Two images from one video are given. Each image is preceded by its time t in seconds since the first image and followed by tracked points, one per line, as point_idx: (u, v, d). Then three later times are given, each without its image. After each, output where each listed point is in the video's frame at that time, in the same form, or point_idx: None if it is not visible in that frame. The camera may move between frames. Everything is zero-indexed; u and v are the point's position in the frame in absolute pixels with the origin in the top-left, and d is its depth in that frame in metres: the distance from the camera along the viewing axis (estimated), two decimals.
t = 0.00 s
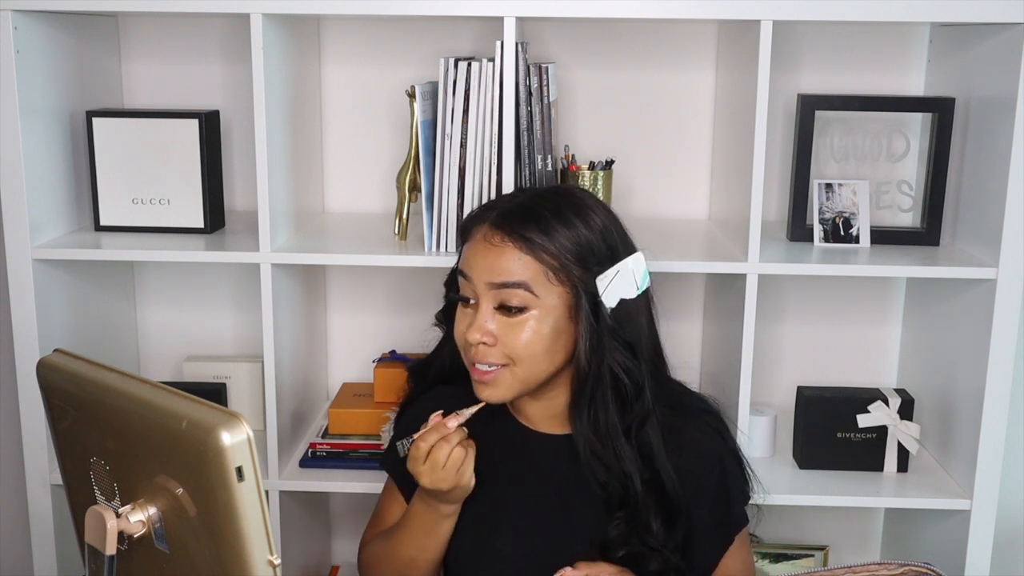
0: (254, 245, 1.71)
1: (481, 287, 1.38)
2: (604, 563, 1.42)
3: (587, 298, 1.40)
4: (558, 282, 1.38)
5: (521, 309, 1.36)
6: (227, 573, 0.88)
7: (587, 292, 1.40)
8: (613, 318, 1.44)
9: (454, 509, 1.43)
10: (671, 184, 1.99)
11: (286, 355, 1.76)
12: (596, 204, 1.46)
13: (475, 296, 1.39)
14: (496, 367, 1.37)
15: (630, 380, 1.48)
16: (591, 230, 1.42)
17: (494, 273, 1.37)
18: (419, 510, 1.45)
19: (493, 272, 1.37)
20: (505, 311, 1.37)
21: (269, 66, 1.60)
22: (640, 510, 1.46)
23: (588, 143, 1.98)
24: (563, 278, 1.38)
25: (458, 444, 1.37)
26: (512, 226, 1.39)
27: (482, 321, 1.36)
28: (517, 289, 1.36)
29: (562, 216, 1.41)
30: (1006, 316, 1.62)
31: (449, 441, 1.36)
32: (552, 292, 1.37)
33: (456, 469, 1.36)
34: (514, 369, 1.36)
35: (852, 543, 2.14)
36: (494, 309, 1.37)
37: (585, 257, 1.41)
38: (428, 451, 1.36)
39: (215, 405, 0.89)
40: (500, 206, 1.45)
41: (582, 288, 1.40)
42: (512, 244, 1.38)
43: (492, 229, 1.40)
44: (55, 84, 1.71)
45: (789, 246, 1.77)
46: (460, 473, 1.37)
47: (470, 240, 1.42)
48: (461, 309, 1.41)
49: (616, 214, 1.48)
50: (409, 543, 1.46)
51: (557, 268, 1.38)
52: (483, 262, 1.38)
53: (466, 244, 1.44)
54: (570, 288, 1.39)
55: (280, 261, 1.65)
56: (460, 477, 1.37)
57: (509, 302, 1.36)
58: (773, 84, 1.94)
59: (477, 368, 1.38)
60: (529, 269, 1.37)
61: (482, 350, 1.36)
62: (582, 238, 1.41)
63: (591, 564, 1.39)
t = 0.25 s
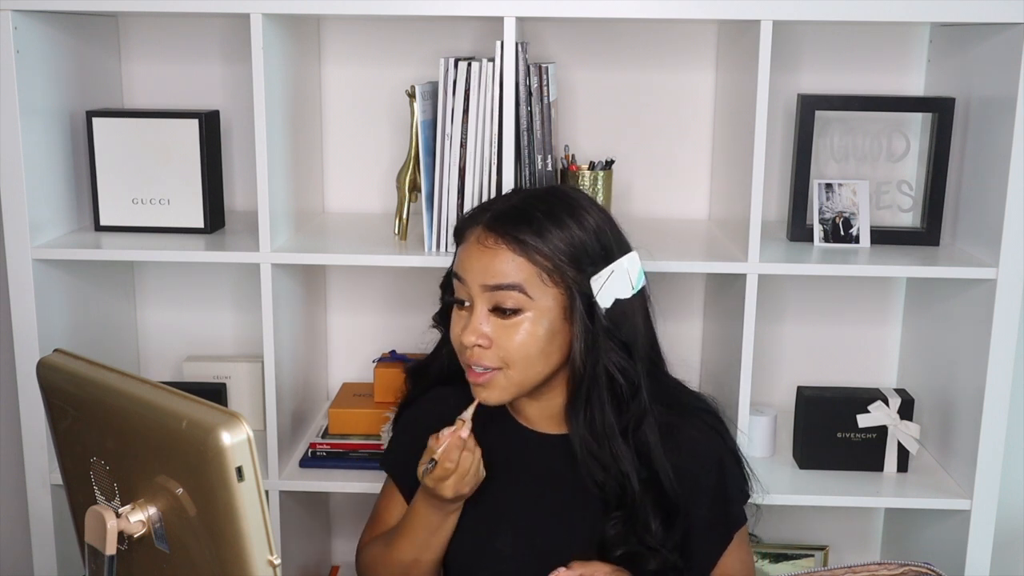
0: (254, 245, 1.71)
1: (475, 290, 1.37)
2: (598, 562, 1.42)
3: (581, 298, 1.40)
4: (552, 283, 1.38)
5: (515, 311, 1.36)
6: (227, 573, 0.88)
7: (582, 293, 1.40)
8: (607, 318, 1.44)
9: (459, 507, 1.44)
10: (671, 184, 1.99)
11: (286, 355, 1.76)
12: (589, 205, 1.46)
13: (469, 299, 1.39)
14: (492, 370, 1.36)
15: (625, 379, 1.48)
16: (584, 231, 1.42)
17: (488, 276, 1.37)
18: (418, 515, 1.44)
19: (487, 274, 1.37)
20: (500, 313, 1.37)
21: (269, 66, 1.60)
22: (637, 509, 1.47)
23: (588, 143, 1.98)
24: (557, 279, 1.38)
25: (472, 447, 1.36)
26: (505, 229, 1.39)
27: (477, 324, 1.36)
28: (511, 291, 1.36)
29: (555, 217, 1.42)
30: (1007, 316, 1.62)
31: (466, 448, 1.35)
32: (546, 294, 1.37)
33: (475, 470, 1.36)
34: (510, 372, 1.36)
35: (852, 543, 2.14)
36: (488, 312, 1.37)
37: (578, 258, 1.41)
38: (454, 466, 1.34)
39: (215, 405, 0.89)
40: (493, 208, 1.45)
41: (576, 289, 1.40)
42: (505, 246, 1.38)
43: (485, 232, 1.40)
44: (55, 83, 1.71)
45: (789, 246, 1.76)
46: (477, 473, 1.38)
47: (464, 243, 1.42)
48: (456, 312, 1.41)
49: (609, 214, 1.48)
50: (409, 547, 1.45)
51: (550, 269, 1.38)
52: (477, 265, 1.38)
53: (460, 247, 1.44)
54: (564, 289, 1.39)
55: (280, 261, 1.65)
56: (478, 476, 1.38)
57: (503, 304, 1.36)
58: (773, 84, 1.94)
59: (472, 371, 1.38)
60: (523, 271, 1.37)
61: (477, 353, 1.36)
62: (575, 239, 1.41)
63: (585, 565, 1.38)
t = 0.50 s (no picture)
0: (254, 245, 1.71)
1: (475, 291, 1.38)
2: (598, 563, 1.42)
3: (581, 298, 1.40)
4: (552, 284, 1.38)
5: (515, 312, 1.37)
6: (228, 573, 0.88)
7: (581, 293, 1.40)
8: (608, 317, 1.44)
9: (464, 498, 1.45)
10: (671, 184, 1.99)
11: (286, 355, 1.76)
12: (588, 204, 1.46)
13: (469, 300, 1.39)
14: (493, 372, 1.37)
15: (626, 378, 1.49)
16: (583, 231, 1.42)
17: (487, 277, 1.37)
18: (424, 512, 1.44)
19: (486, 276, 1.37)
20: (500, 314, 1.37)
21: (269, 66, 1.60)
22: (638, 508, 1.46)
23: (588, 143, 1.98)
24: (557, 280, 1.38)
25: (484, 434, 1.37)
26: (504, 230, 1.39)
27: (477, 325, 1.36)
28: (511, 292, 1.36)
29: (554, 218, 1.41)
30: (1007, 316, 1.62)
31: (480, 434, 1.36)
32: (546, 294, 1.37)
33: (486, 458, 1.38)
34: (511, 373, 1.36)
35: (852, 543, 2.14)
36: (488, 313, 1.37)
37: (577, 258, 1.41)
38: (468, 451, 1.35)
39: (215, 405, 0.89)
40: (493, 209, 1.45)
41: (576, 289, 1.40)
42: (504, 248, 1.38)
43: (484, 233, 1.40)
44: (55, 84, 1.71)
45: (789, 246, 1.76)
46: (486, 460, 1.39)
47: (464, 244, 1.42)
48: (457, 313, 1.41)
49: (608, 213, 1.48)
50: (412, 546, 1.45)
51: (550, 270, 1.38)
52: (476, 266, 1.38)
53: (459, 249, 1.44)
54: (564, 289, 1.39)
55: (280, 261, 1.66)
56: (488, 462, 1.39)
57: (503, 306, 1.36)
58: (773, 84, 1.94)
59: (473, 373, 1.38)
60: (523, 272, 1.37)
61: (478, 354, 1.36)
62: (575, 239, 1.41)
63: (585, 565, 1.38)
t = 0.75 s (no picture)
0: (254, 245, 1.71)
1: (480, 286, 1.38)
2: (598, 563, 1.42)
3: (586, 294, 1.41)
4: (557, 279, 1.38)
5: (520, 307, 1.37)
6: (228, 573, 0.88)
7: (586, 289, 1.41)
8: (613, 314, 1.44)
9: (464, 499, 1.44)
10: (671, 184, 1.99)
11: (286, 355, 1.76)
12: (592, 202, 1.46)
13: (474, 295, 1.39)
14: (497, 367, 1.37)
15: (629, 376, 1.49)
16: (588, 228, 1.43)
17: (493, 272, 1.37)
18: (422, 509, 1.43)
19: (492, 271, 1.37)
20: (505, 309, 1.37)
21: (269, 66, 1.60)
22: (641, 506, 1.46)
23: (588, 143, 1.98)
24: (562, 275, 1.39)
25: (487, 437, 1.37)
26: (510, 225, 1.39)
27: (482, 320, 1.36)
28: (516, 287, 1.36)
29: (559, 214, 1.42)
30: (1006, 316, 1.62)
31: (484, 436, 1.36)
32: (551, 289, 1.38)
33: (487, 458, 1.37)
34: (515, 369, 1.37)
35: (851, 543, 2.14)
36: (493, 308, 1.37)
37: (582, 254, 1.41)
38: (471, 448, 1.35)
39: (215, 405, 0.89)
40: (498, 205, 1.45)
41: (581, 285, 1.40)
42: (510, 243, 1.38)
43: (490, 228, 1.41)
44: (55, 83, 1.71)
45: (789, 246, 1.76)
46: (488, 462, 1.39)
47: (469, 240, 1.43)
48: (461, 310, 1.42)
49: (611, 211, 1.48)
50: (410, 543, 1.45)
51: (555, 265, 1.38)
52: (482, 261, 1.38)
53: (464, 245, 1.44)
54: (569, 285, 1.39)
55: (280, 261, 1.65)
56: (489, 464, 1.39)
57: (508, 300, 1.37)
58: (773, 84, 1.94)
59: (477, 369, 1.38)
60: (528, 266, 1.37)
61: (482, 349, 1.36)
62: (580, 235, 1.41)
63: (585, 566, 1.38)
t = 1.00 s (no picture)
0: (254, 245, 1.71)
1: (490, 279, 1.38)
2: (597, 563, 1.42)
3: (594, 288, 1.41)
4: (566, 272, 1.39)
5: (529, 300, 1.37)
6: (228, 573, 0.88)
7: (595, 283, 1.41)
8: (620, 309, 1.45)
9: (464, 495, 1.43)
10: (671, 184, 1.99)
11: (286, 355, 1.76)
12: (600, 199, 1.47)
13: (483, 289, 1.39)
14: (505, 360, 1.37)
15: (635, 372, 1.49)
16: (597, 223, 1.43)
17: (502, 265, 1.38)
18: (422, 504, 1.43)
19: (501, 263, 1.38)
20: (514, 302, 1.37)
21: (269, 66, 1.60)
22: (645, 502, 1.46)
23: (588, 143, 1.98)
24: (571, 268, 1.39)
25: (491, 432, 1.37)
26: (519, 218, 1.40)
27: (491, 313, 1.36)
28: (526, 279, 1.37)
29: (569, 208, 1.43)
30: (1006, 316, 1.62)
31: (488, 430, 1.37)
32: (560, 283, 1.38)
33: (489, 453, 1.37)
34: (523, 362, 1.37)
35: (851, 543, 2.14)
36: (502, 301, 1.38)
37: (591, 248, 1.42)
38: (474, 442, 1.35)
39: (215, 405, 0.89)
40: (508, 200, 1.46)
41: (589, 278, 1.41)
42: (520, 236, 1.39)
43: (499, 222, 1.41)
44: (55, 83, 1.71)
45: (789, 246, 1.76)
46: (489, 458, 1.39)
47: (477, 234, 1.43)
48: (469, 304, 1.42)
49: (618, 209, 1.49)
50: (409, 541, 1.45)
51: (564, 258, 1.39)
52: (491, 254, 1.39)
53: (473, 239, 1.45)
54: (578, 278, 1.40)
55: (280, 261, 1.65)
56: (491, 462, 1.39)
57: (517, 293, 1.37)
58: (773, 84, 1.94)
59: (485, 362, 1.38)
60: (538, 259, 1.38)
61: (491, 342, 1.36)
62: (589, 230, 1.42)
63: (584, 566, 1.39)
